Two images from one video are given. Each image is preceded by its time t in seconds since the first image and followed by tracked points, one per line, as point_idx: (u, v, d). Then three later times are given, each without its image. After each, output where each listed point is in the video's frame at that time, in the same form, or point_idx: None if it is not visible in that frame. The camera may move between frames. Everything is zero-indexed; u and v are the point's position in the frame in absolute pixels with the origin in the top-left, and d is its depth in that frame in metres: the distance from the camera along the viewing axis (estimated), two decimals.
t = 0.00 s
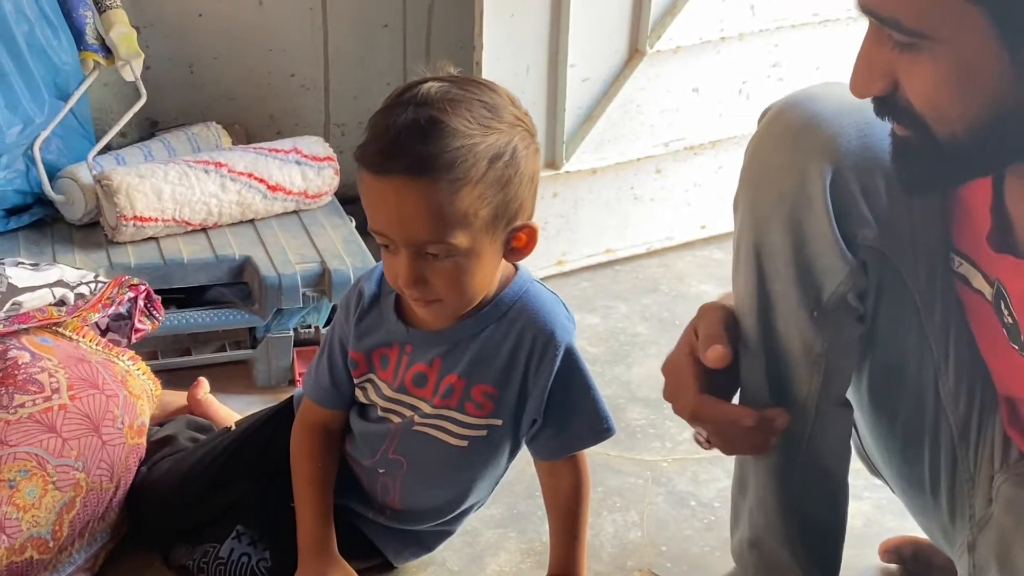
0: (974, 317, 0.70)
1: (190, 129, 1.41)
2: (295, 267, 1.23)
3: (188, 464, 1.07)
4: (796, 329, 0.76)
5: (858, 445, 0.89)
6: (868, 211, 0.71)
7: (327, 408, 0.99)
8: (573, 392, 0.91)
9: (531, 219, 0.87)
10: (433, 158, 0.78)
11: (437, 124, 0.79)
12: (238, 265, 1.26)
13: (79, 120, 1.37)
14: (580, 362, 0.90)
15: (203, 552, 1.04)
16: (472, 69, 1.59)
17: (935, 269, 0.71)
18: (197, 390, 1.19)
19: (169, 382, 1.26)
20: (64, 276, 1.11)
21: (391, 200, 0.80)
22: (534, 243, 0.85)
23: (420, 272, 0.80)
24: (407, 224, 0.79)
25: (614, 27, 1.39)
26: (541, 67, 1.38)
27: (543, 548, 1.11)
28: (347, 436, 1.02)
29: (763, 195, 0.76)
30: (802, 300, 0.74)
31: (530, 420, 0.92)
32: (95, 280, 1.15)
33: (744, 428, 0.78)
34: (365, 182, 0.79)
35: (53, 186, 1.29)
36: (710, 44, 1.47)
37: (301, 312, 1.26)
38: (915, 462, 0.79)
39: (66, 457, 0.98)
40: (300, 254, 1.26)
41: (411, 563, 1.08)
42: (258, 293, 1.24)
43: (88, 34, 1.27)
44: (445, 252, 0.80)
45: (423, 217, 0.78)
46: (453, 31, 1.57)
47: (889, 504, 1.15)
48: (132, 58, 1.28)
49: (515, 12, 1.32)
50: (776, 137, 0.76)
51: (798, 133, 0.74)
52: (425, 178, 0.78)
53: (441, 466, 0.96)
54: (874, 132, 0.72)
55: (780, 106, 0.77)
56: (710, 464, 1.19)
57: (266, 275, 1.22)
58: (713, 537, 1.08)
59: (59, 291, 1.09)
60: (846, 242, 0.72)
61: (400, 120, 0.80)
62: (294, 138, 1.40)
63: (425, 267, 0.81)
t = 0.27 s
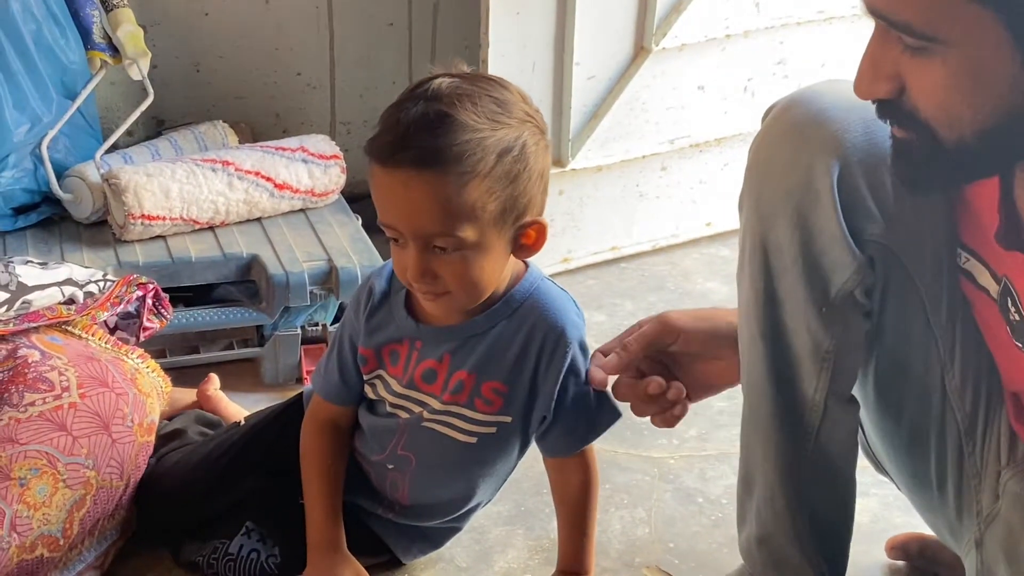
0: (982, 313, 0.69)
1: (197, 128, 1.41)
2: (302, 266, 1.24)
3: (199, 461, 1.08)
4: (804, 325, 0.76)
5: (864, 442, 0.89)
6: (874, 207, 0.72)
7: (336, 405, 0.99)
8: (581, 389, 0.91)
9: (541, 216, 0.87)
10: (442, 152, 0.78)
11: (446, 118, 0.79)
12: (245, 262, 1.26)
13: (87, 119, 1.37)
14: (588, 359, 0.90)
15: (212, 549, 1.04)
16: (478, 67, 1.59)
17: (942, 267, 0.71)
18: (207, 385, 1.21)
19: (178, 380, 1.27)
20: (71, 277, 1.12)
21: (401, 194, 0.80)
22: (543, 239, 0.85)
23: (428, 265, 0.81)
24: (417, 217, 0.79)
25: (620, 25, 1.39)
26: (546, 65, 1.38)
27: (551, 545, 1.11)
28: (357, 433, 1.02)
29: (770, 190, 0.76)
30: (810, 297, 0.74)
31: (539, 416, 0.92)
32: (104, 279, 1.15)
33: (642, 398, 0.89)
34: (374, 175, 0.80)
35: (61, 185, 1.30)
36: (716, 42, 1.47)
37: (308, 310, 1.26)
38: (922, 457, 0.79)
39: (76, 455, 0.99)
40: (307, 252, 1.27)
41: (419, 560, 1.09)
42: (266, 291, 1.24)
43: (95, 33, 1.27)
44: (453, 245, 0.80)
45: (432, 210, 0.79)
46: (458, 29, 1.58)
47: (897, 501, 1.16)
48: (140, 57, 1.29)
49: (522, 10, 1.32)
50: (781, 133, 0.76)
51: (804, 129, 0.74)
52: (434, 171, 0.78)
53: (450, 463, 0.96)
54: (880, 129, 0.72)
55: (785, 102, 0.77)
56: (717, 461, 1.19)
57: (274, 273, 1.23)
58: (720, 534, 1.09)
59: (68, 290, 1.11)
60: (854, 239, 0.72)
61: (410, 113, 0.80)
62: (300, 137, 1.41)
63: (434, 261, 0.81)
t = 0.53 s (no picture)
0: (988, 310, 0.69)
1: (201, 127, 1.41)
2: (306, 265, 1.24)
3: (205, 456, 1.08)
4: (810, 324, 0.76)
5: (870, 442, 0.89)
6: (880, 206, 0.71)
7: (341, 400, 0.99)
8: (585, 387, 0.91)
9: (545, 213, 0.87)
10: (446, 150, 0.78)
11: (451, 116, 0.79)
12: (249, 262, 1.26)
13: (90, 118, 1.37)
14: (592, 357, 0.90)
15: (216, 549, 1.04)
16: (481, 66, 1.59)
17: (946, 262, 0.71)
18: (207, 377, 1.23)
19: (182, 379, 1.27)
20: (78, 276, 1.12)
21: (405, 192, 0.80)
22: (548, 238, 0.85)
23: (432, 263, 0.81)
24: (420, 215, 0.79)
25: (624, 24, 1.39)
26: (550, 64, 1.38)
27: (555, 544, 1.11)
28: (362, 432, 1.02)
29: (776, 190, 0.76)
30: (816, 297, 0.74)
31: (545, 416, 0.93)
32: (108, 278, 1.15)
33: (657, 419, 0.84)
34: (379, 174, 0.80)
35: (65, 185, 1.30)
36: (720, 40, 1.47)
37: (312, 308, 1.26)
38: (927, 456, 0.79)
39: (81, 455, 0.99)
40: (311, 251, 1.27)
41: (424, 559, 1.09)
42: (270, 290, 1.24)
43: (99, 33, 1.27)
44: (456, 243, 0.80)
45: (436, 209, 0.79)
46: (462, 28, 1.58)
47: (901, 500, 1.15)
48: (144, 56, 1.29)
49: (526, 9, 1.32)
50: (786, 132, 0.76)
51: (810, 128, 0.74)
52: (437, 170, 0.78)
53: (453, 461, 0.96)
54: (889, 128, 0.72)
55: (791, 102, 0.77)
56: (721, 460, 1.19)
57: (278, 273, 1.23)
58: (724, 533, 1.09)
59: (74, 289, 1.10)
60: (861, 238, 0.72)
61: (415, 112, 0.80)
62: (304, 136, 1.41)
63: (437, 259, 0.81)
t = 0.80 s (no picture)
0: (994, 313, 0.69)
1: (203, 128, 1.41)
2: (310, 266, 1.24)
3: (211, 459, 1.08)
4: (814, 327, 0.76)
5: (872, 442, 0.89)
6: (886, 207, 0.71)
7: (344, 403, 0.99)
8: (593, 388, 0.91)
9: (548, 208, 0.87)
10: (446, 150, 0.78)
11: (447, 116, 0.79)
12: (252, 262, 1.26)
13: (94, 119, 1.38)
14: (599, 358, 0.90)
15: (220, 552, 1.05)
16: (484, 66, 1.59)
17: (952, 265, 0.71)
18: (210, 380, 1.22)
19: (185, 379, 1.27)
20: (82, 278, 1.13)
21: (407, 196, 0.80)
22: (552, 232, 0.85)
23: (440, 266, 0.80)
24: (426, 218, 0.79)
25: (626, 25, 1.39)
26: (553, 64, 1.38)
27: (558, 544, 1.12)
28: (366, 434, 1.03)
29: (779, 194, 0.76)
30: (821, 300, 0.75)
31: (550, 416, 0.93)
32: (111, 279, 1.16)
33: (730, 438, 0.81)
34: (380, 179, 0.80)
35: (68, 185, 1.30)
36: (723, 41, 1.47)
37: (315, 309, 1.26)
38: (930, 457, 0.79)
39: (84, 456, 0.99)
40: (314, 252, 1.27)
41: (427, 560, 1.09)
42: (274, 291, 1.24)
43: (102, 33, 1.28)
44: (463, 243, 0.80)
45: (440, 211, 0.79)
46: (464, 28, 1.58)
47: (904, 500, 1.16)
48: (146, 57, 1.28)
49: (529, 9, 1.32)
50: (790, 135, 0.76)
51: (814, 131, 0.74)
52: (439, 170, 0.78)
53: (459, 463, 0.96)
54: (895, 131, 0.71)
55: (797, 103, 0.77)
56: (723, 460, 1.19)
57: (281, 273, 1.23)
58: (727, 534, 1.09)
59: (78, 290, 1.11)
60: (866, 240, 0.72)
61: (410, 115, 0.80)
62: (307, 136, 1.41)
63: (444, 262, 0.81)
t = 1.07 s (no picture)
0: (999, 316, 0.70)
1: (207, 131, 1.42)
2: (314, 268, 1.24)
3: (216, 460, 1.08)
4: (816, 334, 0.76)
5: (875, 445, 0.89)
6: (889, 215, 0.72)
7: (348, 406, 0.99)
8: (596, 390, 0.92)
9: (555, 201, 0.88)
10: (453, 150, 0.78)
11: (448, 117, 0.79)
12: (256, 264, 1.27)
13: (97, 121, 1.38)
14: (603, 359, 0.90)
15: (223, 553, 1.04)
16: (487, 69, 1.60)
17: (957, 270, 0.71)
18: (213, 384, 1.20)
19: (188, 381, 1.27)
20: (86, 279, 1.13)
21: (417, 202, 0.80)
22: (561, 221, 0.85)
23: (458, 266, 0.80)
24: (440, 220, 0.79)
25: (631, 27, 1.39)
26: (556, 68, 1.39)
27: (562, 546, 1.12)
28: (370, 436, 1.03)
29: (781, 201, 0.76)
30: (823, 307, 0.75)
31: (553, 418, 0.93)
32: (115, 282, 1.16)
33: (773, 449, 0.80)
34: (387, 187, 0.80)
35: (72, 188, 1.30)
36: (726, 44, 1.47)
37: (318, 312, 1.27)
38: (933, 460, 0.79)
39: (89, 459, 0.99)
40: (318, 254, 1.27)
41: (430, 563, 1.09)
42: (278, 293, 1.24)
43: (105, 36, 1.28)
44: (477, 241, 0.80)
45: (452, 211, 0.79)
46: (468, 32, 1.58)
47: (907, 503, 1.16)
48: (150, 60, 1.29)
49: (532, 11, 1.33)
50: (790, 143, 0.76)
51: (816, 139, 0.74)
52: (448, 171, 0.78)
53: (462, 464, 0.96)
54: (896, 139, 0.72)
55: (799, 109, 0.78)
56: (727, 463, 1.19)
57: (285, 275, 1.23)
58: (731, 536, 1.09)
59: (82, 294, 1.11)
60: (868, 247, 0.72)
61: (410, 120, 0.80)
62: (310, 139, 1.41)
63: (461, 262, 0.80)
